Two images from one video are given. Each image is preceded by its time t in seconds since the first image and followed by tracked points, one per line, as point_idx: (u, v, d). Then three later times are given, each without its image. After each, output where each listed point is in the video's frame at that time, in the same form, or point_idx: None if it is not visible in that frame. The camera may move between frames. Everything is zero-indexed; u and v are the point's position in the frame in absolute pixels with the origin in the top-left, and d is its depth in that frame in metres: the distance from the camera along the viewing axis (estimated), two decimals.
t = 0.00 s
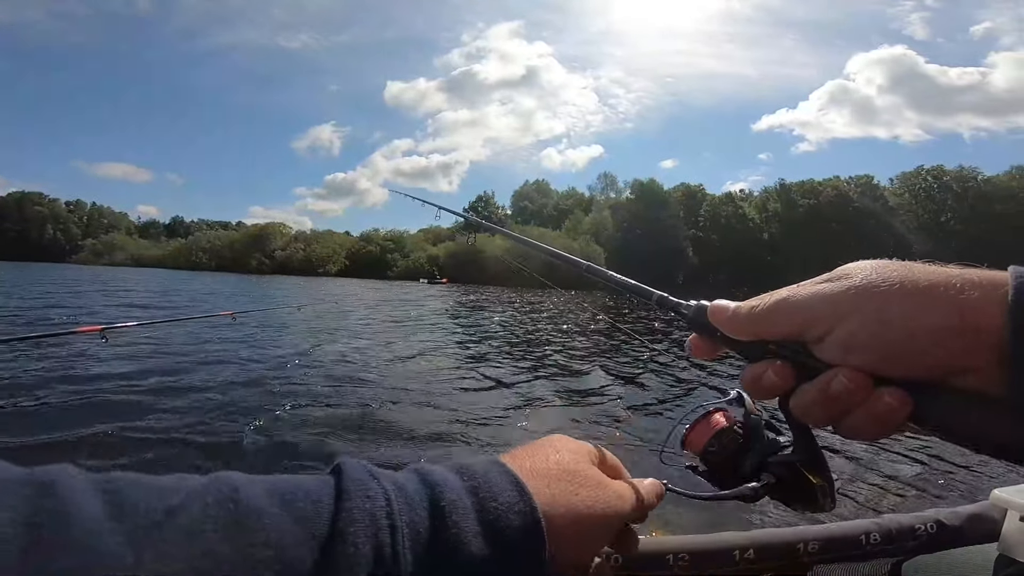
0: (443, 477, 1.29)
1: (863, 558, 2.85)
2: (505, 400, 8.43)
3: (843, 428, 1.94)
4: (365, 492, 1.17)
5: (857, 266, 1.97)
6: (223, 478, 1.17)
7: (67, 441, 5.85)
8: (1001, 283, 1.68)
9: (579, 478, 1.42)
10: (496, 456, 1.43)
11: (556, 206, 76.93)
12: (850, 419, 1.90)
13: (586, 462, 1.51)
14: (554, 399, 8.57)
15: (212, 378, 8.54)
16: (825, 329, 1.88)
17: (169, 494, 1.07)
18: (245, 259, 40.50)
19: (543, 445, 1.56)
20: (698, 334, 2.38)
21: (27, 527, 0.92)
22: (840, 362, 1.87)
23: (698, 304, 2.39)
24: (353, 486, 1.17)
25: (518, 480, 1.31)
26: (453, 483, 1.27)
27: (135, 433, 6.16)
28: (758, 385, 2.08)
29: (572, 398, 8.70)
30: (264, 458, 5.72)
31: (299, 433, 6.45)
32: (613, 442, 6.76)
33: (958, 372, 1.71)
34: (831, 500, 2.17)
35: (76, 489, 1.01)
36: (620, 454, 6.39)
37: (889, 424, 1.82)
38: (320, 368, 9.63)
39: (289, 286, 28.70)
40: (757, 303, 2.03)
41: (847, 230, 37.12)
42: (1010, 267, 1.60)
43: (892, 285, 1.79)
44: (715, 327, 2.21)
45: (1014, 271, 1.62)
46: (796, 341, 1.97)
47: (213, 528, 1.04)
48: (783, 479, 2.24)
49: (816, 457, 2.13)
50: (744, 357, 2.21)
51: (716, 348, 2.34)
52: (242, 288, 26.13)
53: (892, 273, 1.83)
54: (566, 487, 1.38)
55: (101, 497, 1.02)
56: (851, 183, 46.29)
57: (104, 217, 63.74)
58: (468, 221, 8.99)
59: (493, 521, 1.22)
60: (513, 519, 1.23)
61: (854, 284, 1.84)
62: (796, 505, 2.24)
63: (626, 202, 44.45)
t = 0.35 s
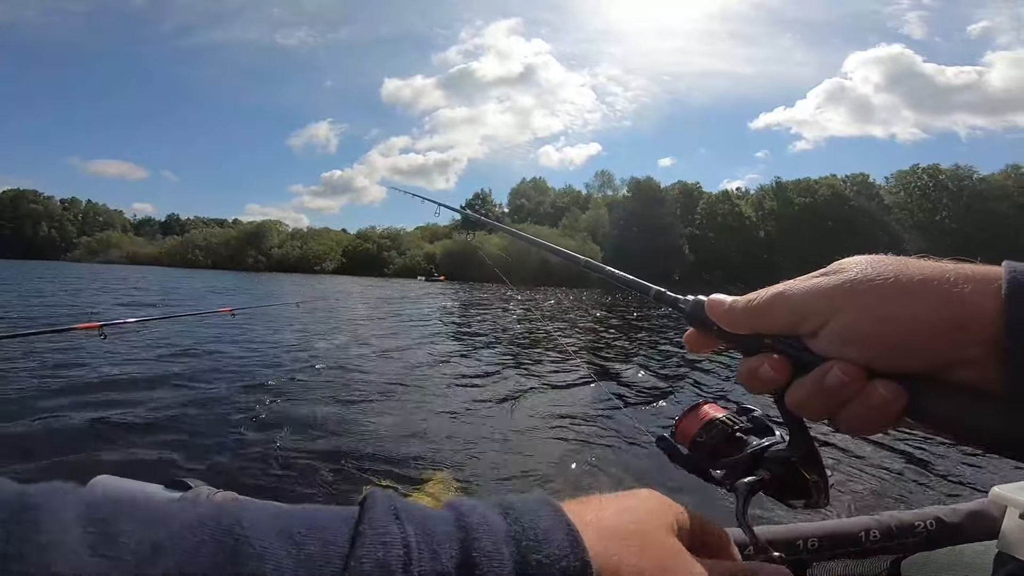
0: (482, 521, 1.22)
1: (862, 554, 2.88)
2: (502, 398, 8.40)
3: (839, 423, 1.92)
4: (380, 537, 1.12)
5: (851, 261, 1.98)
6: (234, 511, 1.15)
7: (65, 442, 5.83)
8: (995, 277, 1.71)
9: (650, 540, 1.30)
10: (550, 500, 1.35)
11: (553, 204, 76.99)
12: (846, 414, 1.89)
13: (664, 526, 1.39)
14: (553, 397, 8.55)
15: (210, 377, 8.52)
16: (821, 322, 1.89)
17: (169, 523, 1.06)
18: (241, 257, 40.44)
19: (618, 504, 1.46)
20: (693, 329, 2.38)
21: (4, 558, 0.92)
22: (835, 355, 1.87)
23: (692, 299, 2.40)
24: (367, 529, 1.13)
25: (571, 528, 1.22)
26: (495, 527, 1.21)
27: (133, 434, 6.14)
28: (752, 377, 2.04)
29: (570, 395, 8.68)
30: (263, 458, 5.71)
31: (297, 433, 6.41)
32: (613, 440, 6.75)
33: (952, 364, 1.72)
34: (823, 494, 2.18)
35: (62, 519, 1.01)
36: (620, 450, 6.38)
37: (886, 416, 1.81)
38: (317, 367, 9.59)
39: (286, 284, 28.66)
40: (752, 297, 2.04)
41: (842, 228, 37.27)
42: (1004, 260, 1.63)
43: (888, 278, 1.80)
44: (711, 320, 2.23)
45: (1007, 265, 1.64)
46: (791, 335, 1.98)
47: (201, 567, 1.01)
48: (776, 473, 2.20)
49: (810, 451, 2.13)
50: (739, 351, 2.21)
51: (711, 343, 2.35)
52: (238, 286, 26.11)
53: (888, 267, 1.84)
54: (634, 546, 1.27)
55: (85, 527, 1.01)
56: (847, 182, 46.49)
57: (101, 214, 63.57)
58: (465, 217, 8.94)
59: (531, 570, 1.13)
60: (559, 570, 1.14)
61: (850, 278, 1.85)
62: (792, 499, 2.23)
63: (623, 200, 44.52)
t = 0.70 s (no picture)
0: (421, 452, 1.23)
1: (862, 554, 2.88)
2: (499, 399, 8.39)
3: (846, 425, 1.96)
4: (317, 473, 1.14)
5: (859, 266, 1.98)
6: (176, 462, 1.17)
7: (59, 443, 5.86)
8: (1002, 283, 1.68)
9: (567, 439, 1.32)
10: (481, 423, 1.36)
11: (551, 203, 77.01)
12: (852, 418, 1.91)
13: (586, 418, 1.41)
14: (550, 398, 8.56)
15: (206, 376, 8.54)
16: (824, 328, 1.90)
17: (110, 479, 1.09)
18: (238, 255, 40.42)
19: (538, 402, 1.46)
20: (699, 331, 2.40)
21: None
22: (840, 360, 1.89)
23: (700, 302, 2.43)
24: (305, 468, 1.15)
25: (504, 448, 1.24)
26: (432, 457, 1.22)
27: (127, 434, 6.17)
28: (759, 381, 2.10)
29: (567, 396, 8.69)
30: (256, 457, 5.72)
31: (291, 434, 6.42)
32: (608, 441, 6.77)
33: (956, 371, 1.71)
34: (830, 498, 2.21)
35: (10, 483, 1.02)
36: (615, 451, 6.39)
37: (890, 421, 1.84)
38: (313, 366, 9.58)
39: (283, 283, 28.66)
40: (759, 302, 2.06)
41: (838, 227, 37.29)
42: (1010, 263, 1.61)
43: (891, 284, 1.80)
44: (716, 324, 2.26)
45: (1015, 271, 1.61)
46: (795, 340, 2.00)
47: (151, 516, 1.05)
48: (781, 474, 2.25)
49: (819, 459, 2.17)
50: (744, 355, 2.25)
51: (716, 346, 2.37)
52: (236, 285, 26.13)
53: (893, 273, 1.83)
54: (555, 453, 1.28)
55: (33, 491, 1.03)
56: (844, 181, 46.52)
57: (99, 213, 63.48)
58: (463, 217, 8.93)
59: (471, 490, 1.17)
60: (496, 493, 1.17)
61: (854, 285, 1.86)
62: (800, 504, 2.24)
63: (620, 199, 44.57)
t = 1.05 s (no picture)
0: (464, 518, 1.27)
1: (858, 557, 2.89)
2: (500, 400, 8.39)
3: (845, 424, 1.98)
4: (386, 536, 1.14)
5: (862, 264, 1.99)
6: (248, 518, 1.15)
7: (59, 444, 5.79)
8: (1008, 284, 1.72)
9: (610, 536, 1.45)
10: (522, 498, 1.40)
11: (546, 204, 77.03)
12: (853, 415, 1.93)
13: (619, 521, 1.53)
14: (551, 398, 8.56)
15: (204, 377, 8.47)
16: (828, 326, 1.91)
17: (185, 531, 1.06)
18: (233, 255, 40.23)
19: (574, 492, 1.57)
20: (700, 330, 2.41)
21: (42, 558, 0.92)
22: (843, 358, 1.90)
23: (701, 300, 2.44)
24: (375, 529, 1.15)
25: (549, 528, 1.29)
26: (481, 527, 1.24)
27: (127, 434, 6.10)
28: (760, 381, 2.12)
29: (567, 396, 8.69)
30: (259, 458, 5.69)
31: (295, 433, 6.39)
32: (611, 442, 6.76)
33: (961, 369, 1.74)
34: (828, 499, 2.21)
35: (92, 527, 1.00)
36: (616, 453, 6.38)
37: (892, 419, 1.86)
38: (313, 367, 9.55)
39: (279, 283, 28.53)
40: (762, 299, 2.07)
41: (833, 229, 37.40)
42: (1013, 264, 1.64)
43: (896, 283, 1.81)
44: (718, 321, 2.26)
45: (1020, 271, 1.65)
46: (798, 338, 2.01)
47: (230, 569, 1.03)
48: (782, 475, 2.24)
49: (814, 456, 2.18)
50: (746, 355, 2.26)
51: (716, 345, 2.38)
52: (231, 285, 25.95)
53: (897, 272, 1.85)
54: (605, 543, 1.39)
55: (116, 536, 1.01)
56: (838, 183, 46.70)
57: (92, 212, 63.09)
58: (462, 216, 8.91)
59: (516, 565, 1.19)
60: (539, 566, 1.21)
61: (859, 282, 1.87)
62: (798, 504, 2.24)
63: (617, 200, 44.60)
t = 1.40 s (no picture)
0: (456, 516, 1.15)
1: (850, 558, 2.90)
2: (496, 401, 8.41)
3: (844, 437, 1.98)
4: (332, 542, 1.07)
5: (859, 276, 2.01)
6: (186, 512, 1.12)
7: (43, 445, 5.73)
8: (1005, 297, 1.78)
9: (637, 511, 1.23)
10: (525, 484, 1.27)
11: (543, 205, 77.15)
12: (853, 428, 1.93)
13: (649, 487, 1.31)
14: (546, 400, 8.58)
15: (195, 377, 8.43)
16: (828, 339, 1.91)
17: (111, 533, 1.04)
18: (229, 255, 40.16)
19: (592, 466, 1.36)
20: (700, 340, 2.42)
21: None
22: (842, 371, 1.91)
23: (700, 310, 2.44)
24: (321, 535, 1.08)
25: (550, 514, 1.15)
26: (470, 524, 1.13)
27: (114, 436, 6.05)
28: (759, 392, 2.11)
29: (562, 398, 8.71)
30: (247, 460, 5.65)
31: (287, 434, 6.37)
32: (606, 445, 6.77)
33: (962, 382, 1.78)
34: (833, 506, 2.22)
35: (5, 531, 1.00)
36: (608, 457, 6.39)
37: (892, 430, 1.88)
38: (308, 367, 9.53)
39: (275, 283, 28.47)
40: (761, 312, 2.06)
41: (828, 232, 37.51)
42: (1012, 277, 1.71)
43: (897, 296, 1.84)
44: (718, 333, 2.26)
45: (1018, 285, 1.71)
46: (796, 349, 2.01)
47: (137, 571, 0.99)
48: (784, 481, 2.23)
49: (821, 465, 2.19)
50: (746, 364, 2.26)
51: (717, 354, 2.39)
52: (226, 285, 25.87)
53: (897, 283, 1.88)
54: (611, 522, 1.19)
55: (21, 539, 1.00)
56: (834, 185, 46.83)
57: (89, 210, 62.84)
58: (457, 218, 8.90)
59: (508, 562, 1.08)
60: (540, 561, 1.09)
61: (860, 295, 1.88)
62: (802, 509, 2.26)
63: (613, 201, 44.68)
